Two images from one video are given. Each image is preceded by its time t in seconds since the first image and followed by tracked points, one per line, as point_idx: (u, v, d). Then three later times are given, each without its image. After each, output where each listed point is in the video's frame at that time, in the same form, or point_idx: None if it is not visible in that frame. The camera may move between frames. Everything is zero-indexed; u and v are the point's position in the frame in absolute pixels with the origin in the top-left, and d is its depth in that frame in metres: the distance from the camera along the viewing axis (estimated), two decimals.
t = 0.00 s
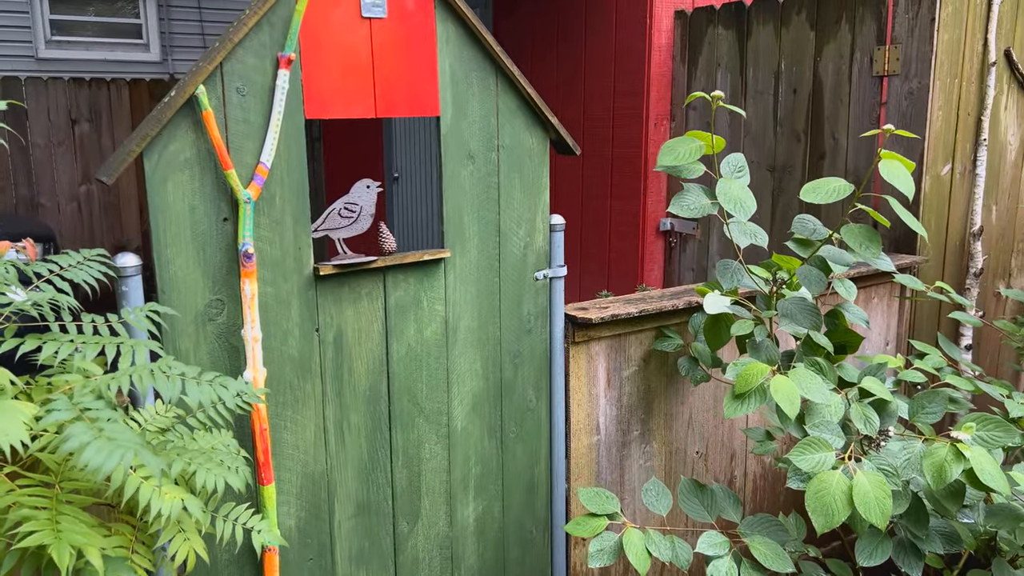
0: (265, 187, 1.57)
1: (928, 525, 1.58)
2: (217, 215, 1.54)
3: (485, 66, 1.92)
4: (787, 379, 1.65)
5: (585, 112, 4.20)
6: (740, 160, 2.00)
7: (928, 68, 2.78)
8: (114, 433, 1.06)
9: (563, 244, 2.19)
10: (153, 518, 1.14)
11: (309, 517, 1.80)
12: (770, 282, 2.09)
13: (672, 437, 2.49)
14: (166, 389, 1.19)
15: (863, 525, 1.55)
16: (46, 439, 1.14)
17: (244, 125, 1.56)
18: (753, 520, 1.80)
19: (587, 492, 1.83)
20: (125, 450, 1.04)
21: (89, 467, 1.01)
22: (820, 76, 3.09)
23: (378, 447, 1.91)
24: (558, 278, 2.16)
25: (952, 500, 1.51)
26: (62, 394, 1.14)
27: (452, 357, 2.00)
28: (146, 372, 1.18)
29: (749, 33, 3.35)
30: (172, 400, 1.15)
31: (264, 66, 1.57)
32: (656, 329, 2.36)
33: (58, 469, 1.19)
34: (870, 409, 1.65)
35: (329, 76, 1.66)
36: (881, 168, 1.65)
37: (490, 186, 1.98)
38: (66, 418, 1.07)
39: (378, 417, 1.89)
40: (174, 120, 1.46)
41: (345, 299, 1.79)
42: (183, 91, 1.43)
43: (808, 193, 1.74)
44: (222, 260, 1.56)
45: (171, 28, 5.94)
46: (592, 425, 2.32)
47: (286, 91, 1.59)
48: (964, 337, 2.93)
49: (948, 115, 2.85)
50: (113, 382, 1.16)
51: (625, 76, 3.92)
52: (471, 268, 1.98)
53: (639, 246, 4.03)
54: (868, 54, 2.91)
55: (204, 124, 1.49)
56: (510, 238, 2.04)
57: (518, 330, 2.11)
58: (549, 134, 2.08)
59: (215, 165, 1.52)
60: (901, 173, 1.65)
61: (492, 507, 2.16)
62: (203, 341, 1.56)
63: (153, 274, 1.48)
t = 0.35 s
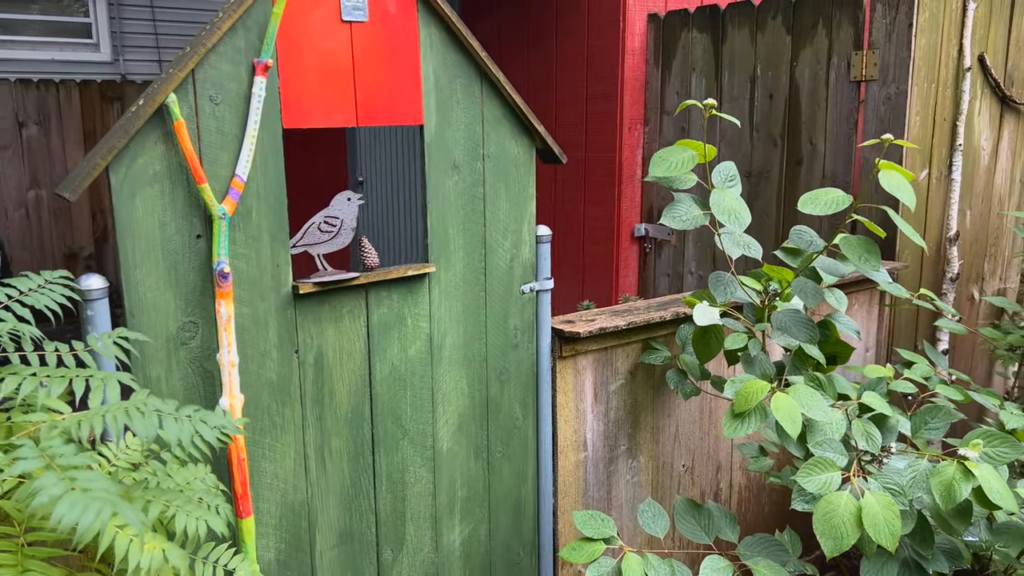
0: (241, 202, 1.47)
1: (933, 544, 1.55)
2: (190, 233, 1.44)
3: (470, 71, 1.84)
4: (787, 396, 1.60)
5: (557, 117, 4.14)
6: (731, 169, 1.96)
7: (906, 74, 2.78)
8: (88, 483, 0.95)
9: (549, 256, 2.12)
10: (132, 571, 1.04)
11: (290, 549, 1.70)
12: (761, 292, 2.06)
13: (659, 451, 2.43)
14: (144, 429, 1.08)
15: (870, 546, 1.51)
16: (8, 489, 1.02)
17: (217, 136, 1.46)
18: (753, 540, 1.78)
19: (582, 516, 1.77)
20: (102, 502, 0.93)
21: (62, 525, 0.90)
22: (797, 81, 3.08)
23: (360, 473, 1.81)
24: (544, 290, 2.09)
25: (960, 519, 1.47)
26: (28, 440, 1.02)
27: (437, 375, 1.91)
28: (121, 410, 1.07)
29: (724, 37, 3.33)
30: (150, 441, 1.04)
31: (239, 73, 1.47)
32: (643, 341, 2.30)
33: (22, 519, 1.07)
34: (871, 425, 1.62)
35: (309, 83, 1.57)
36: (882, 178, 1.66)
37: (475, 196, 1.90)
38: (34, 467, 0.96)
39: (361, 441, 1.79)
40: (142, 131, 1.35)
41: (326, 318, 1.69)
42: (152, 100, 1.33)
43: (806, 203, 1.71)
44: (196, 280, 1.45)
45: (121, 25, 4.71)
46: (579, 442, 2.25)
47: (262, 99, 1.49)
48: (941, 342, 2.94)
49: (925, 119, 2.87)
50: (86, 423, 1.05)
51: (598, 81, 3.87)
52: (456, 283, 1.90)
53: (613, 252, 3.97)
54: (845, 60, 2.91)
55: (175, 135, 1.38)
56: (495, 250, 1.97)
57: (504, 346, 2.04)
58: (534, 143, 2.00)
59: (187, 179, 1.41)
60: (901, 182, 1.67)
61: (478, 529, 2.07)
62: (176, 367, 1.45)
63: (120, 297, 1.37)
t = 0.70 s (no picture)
0: (219, 204, 1.37)
1: (943, 551, 1.57)
2: (166, 238, 1.34)
3: (458, 66, 1.76)
4: (792, 403, 1.56)
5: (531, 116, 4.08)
6: (725, 168, 1.89)
7: (887, 72, 2.79)
8: (66, 520, 0.85)
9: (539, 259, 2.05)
10: None
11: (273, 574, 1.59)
12: (755, 295, 2.01)
13: (648, 457, 2.38)
14: (128, 455, 0.97)
15: (883, 556, 1.49)
16: None
17: (194, 134, 1.36)
18: (756, 550, 1.72)
19: (581, 530, 1.71)
20: (85, 540, 0.83)
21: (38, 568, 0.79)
22: (775, 80, 3.06)
23: (346, 490, 1.71)
24: (534, 294, 2.01)
25: (973, 527, 1.47)
26: None
27: (425, 385, 1.82)
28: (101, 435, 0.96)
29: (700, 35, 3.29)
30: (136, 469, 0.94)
31: (217, 67, 1.37)
32: (632, 345, 2.25)
33: None
34: (877, 431, 1.61)
35: (292, 77, 1.47)
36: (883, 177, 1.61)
37: (465, 197, 1.82)
38: (5, 503, 0.85)
39: (347, 456, 1.70)
40: (113, 129, 1.25)
41: (310, 328, 1.59)
42: (124, 96, 1.23)
43: (807, 204, 1.66)
44: (172, 289, 1.36)
45: (71, 25, 4.49)
46: (570, 450, 2.18)
47: (243, 94, 1.39)
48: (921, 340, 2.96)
49: (904, 117, 2.90)
50: (63, 452, 0.94)
51: (571, 79, 3.81)
52: (445, 288, 1.82)
53: (588, 252, 3.92)
54: (825, 58, 2.90)
55: (150, 133, 1.29)
56: (485, 253, 1.88)
57: (493, 353, 1.96)
58: (523, 141, 1.93)
59: (162, 180, 1.32)
60: (903, 182, 1.62)
61: (468, 544, 1.98)
62: (151, 383, 1.35)
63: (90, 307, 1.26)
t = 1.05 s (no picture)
0: (200, 202, 1.31)
1: (943, 551, 1.58)
2: (143, 238, 1.28)
3: (446, 59, 1.71)
4: (791, 403, 1.53)
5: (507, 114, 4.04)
6: (716, 164, 1.86)
7: (866, 68, 2.79)
8: (48, 543, 0.78)
9: (526, 258, 2.00)
10: None
11: None
12: (747, 293, 1.98)
13: (636, 458, 2.34)
14: (113, 468, 0.90)
15: (885, 557, 1.49)
16: None
17: (173, 128, 1.29)
18: (754, 553, 1.70)
19: (576, 536, 1.66)
20: (70, 564, 0.76)
21: None
22: (754, 77, 3.06)
23: (332, 499, 1.64)
24: (523, 294, 1.96)
25: (973, 526, 1.48)
26: None
27: (413, 389, 1.76)
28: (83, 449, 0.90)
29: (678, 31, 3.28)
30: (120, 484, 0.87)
31: (197, 58, 1.31)
32: (620, 346, 2.21)
33: None
34: (875, 430, 1.59)
35: (275, 69, 1.41)
36: (881, 171, 1.65)
37: (453, 195, 1.76)
38: None
39: (333, 464, 1.63)
40: (86, 123, 1.19)
41: (295, 332, 1.52)
42: (99, 87, 1.17)
43: (804, 199, 1.66)
44: (151, 291, 1.30)
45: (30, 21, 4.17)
46: (558, 453, 2.13)
47: (224, 87, 1.33)
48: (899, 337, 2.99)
49: (882, 111, 2.90)
50: (42, 468, 0.87)
51: (548, 76, 3.78)
52: (433, 289, 1.76)
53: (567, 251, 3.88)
54: (804, 54, 2.91)
55: (126, 127, 1.22)
56: (473, 252, 1.83)
57: (481, 355, 1.90)
58: (512, 137, 1.88)
59: (139, 177, 1.26)
60: (899, 175, 1.66)
61: (456, 552, 1.92)
62: (128, 392, 1.29)
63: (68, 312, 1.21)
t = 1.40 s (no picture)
0: (182, 199, 1.29)
1: (927, 543, 1.60)
2: (123, 235, 1.26)
3: (430, 55, 1.69)
4: (779, 398, 1.54)
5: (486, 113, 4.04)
6: (700, 162, 1.85)
7: (844, 67, 2.81)
8: (35, 547, 0.76)
9: (511, 256, 1.99)
10: None
11: None
12: (730, 289, 2.00)
13: (620, 456, 2.34)
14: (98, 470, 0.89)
15: (872, 550, 1.50)
16: None
17: (154, 123, 1.27)
18: (741, 549, 1.71)
19: (565, 534, 1.65)
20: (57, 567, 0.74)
21: None
22: (733, 75, 3.08)
23: (316, 501, 1.62)
24: (507, 293, 1.96)
25: (957, 518, 1.50)
26: None
27: (397, 388, 1.74)
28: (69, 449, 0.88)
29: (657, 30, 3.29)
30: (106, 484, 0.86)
31: (178, 53, 1.28)
32: (603, 343, 2.21)
33: None
34: (859, 424, 1.61)
35: (258, 64, 1.38)
36: (865, 168, 1.67)
37: (437, 192, 1.75)
38: None
39: (318, 464, 1.61)
40: (65, 118, 1.16)
41: (278, 331, 1.50)
42: (78, 82, 1.14)
43: (788, 195, 1.68)
44: (132, 289, 1.28)
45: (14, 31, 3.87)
46: (543, 451, 2.13)
47: (206, 82, 1.31)
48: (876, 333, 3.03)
49: (860, 108, 2.93)
50: (25, 470, 0.85)
51: (528, 75, 3.78)
52: (418, 287, 1.75)
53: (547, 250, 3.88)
54: (782, 53, 2.94)
55: (106, 122, 1.20)
56: (457, 250, 1.82)
57: (466, 353, 1.89)
58: (496, 135, 1.87)
59: (121, 173, 1.23)
60: (882, 172, 1.68)
61: (441, 553, 1.91)
62: (109, 393, 1.27)
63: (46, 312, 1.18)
